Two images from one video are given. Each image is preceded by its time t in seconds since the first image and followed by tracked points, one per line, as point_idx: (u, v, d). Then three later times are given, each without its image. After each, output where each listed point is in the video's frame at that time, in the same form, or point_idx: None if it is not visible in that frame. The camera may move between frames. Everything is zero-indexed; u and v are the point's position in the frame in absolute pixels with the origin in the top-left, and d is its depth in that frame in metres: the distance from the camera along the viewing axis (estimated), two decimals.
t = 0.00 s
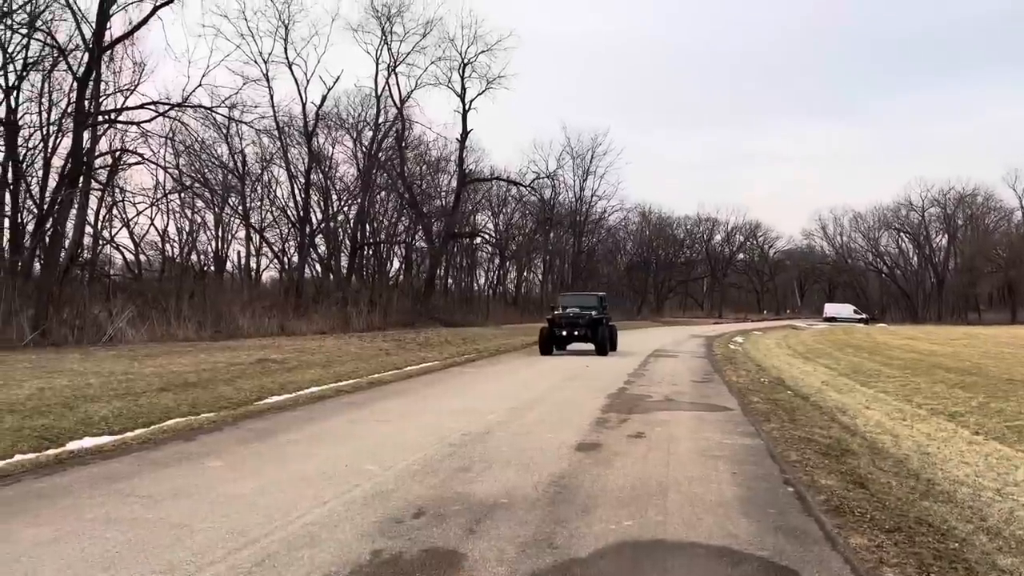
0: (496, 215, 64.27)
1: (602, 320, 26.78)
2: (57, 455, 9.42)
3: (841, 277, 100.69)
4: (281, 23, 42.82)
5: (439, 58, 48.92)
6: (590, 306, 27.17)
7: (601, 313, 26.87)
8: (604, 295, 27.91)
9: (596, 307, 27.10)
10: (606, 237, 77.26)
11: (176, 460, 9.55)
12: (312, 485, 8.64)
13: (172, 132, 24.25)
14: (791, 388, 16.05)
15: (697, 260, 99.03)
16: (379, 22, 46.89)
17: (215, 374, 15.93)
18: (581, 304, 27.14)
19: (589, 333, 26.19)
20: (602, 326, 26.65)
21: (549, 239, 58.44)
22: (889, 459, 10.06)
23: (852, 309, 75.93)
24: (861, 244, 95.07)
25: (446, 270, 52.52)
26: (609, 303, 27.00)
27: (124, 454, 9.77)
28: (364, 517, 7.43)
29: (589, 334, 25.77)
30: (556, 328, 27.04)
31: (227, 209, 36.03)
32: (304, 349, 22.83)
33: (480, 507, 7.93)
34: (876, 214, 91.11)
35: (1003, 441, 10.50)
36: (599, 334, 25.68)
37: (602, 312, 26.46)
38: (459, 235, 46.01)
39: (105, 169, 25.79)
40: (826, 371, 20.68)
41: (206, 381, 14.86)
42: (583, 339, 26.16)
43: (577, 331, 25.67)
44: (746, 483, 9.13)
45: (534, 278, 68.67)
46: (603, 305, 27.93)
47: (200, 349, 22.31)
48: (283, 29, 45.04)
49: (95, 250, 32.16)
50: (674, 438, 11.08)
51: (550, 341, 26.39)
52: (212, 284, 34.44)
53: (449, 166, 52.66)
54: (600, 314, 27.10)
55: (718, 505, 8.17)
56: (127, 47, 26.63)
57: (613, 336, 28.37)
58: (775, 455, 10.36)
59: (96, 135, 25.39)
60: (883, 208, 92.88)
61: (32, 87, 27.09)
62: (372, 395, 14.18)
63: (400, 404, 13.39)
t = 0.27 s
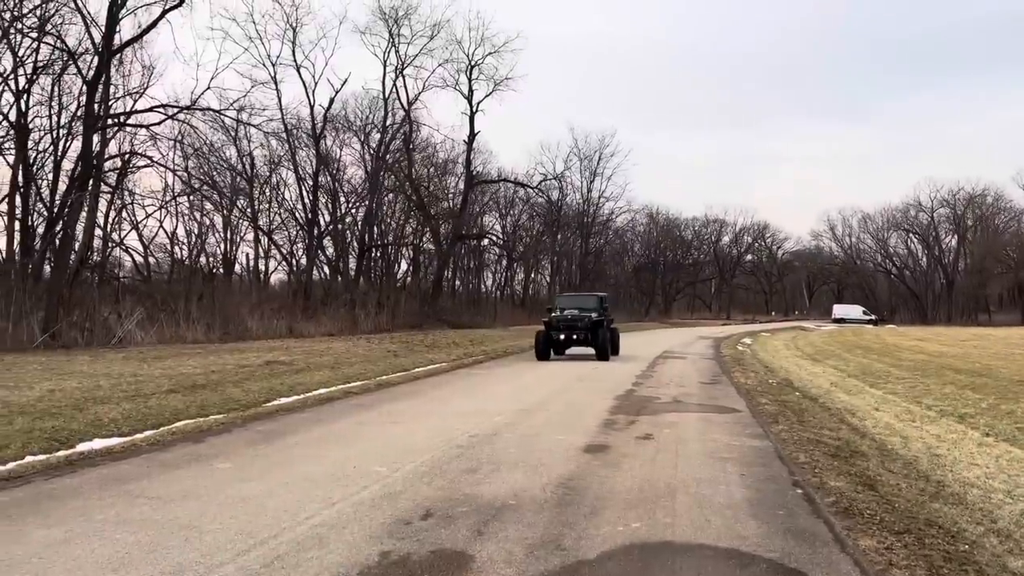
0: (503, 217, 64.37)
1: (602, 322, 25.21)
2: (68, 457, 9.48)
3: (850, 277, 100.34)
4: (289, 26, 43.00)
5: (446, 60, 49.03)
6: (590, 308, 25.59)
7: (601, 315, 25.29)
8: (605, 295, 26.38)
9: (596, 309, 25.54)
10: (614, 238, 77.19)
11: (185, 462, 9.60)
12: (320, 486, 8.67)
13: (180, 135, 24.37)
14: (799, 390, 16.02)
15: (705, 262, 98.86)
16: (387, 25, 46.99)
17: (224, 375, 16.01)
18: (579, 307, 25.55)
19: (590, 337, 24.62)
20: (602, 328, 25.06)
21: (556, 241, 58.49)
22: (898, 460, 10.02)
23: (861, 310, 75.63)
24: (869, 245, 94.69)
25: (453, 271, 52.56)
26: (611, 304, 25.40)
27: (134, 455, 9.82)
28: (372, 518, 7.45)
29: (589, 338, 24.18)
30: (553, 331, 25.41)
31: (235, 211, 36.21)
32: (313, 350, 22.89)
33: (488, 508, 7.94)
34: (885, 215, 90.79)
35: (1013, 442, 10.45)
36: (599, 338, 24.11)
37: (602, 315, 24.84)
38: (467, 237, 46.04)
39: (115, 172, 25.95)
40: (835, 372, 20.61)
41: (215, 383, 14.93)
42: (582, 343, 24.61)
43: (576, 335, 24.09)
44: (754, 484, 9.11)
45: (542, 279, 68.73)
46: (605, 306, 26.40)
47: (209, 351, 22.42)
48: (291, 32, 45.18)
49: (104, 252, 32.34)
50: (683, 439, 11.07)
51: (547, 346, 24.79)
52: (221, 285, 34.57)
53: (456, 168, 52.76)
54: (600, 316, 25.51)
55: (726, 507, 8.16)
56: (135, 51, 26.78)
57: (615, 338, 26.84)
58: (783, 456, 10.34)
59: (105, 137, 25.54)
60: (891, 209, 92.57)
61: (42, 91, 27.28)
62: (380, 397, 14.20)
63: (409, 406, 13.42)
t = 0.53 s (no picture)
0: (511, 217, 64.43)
1: (602, 323, 23.68)
2: (77, 457, 9.53)
3: (859, 277, 100.01)
4: (297, 27, 43.11)
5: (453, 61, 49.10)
6: (589, 308, 24.08)
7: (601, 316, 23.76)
8: (605, 295, 24.89)
9: (595, 309, 24.02)
10: (622, 238, 77.14)
11: (194, 462, 9.63)
12: (328, 487, 8.69)
13: (189, 136, 24.47)
14: (807, 390, 15.96)
15: (713, 261, 98.72)
16: (394, 25, 47.02)
17: (232, 375, 16.07)
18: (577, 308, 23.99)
19: (589, 339, 23.08)
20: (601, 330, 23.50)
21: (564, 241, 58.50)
22: (908, 461, 9.97)
23: (869, 310, 75.36)
24: (878, 244, 94.37)
25: (461, 272, 52.65)
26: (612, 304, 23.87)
27: (143, 455, 9.86)
28: (380, 518, 7.46)
29: (587, 340, 22.65)
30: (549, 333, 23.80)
31: (244, 212, 36.36)
32: (321, 350, 22.96)
33: (495, 508, 7.94)
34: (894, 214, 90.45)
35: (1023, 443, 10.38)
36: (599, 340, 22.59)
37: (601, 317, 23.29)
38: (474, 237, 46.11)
39: (124, 173, 26.05)
40: (843, 372, 20.54)
41: (223, 383, 14.98)
42: (580, 347, 23.06)
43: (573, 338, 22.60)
44: (762, 484, 9.09)
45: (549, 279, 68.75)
46: (605, 306, 24.88)
47: (218, 351, 22.53)
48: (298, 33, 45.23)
49: (113, 253, 32.49)
50: (691, 440, 11.05)
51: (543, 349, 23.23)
52: (229, 286, 34.67)
53: (463, 168, 52.80)
54: (600, 317, 23.92)
55: (734, 507, 8.14)
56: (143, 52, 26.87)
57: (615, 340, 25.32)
58: (792, 456, 10.31)
59: (114, 139, 25.64)
60: (900, 208, 92.26)
61: (52, 92, 27.41)
62: (388, 397, 14.21)
63: (416, 406, 13.43)
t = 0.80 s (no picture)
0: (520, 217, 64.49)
1: (603, 324, 22.09)
2: (90, 456, 9.58)
3: (870, 277, 99.58)
4: (307, 28, 43.23)
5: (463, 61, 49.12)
6: (589, 308, 22.48)
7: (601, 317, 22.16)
8: (607, 294, 23.32)
9: (594, 310, 22.41)
10: (632, 237, 77.01)
11: (205, 461, 9.67)
12: (338, 486, 8.70)
13: (200, 136, 24.57)
14: (819, 390, 15.89)
15: (723, 261, 98.51)
16: (404, 26, 47.07)
17: (243, 375, 16.12)
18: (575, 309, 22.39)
19: (589, 342, 21.47)
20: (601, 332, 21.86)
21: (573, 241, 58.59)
22: (919, 461, 9.93)
23: (881, 310, 75.00)
24: (890, 243, 93.92)
25: (471, 272, 52.71)
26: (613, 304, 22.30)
27: (155, 454, 9.90)
28: (390, 518, 7.46)
29: (586, 343, 21.03)
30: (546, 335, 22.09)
31: (254, 212, 36.51)
32: (331, 350, 23.01)
33: (505, 508, 7.94)
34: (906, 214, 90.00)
35: None
36: (599, 341, 20.99)
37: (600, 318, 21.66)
38: (483, 238, 46.19)
39: (135, 174, 26.18)
40: (855, 372, 20.44)
41: (233, 383, 15.03)
42: (579, 350, 21.43)
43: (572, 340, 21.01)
44: (773, 485, 9.05)
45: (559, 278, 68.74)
46: (606, 306, 23.31)
47: (229, 350, 22.61)
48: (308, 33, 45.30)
49: (125, 254, 32.71)
50: (700, 440, 11.04)
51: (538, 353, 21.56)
52: (240, 286, 34.79)
53: (473, 169, 52.84)
54: (600, 318, 22.31)
55: (745, 507, 8.11)
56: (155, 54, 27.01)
57: (617, 342, 23.74)
58: (803, 457, 10.27)
59: (126, 139, 25.78)
60: (912, 207, 91.74)
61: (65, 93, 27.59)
62: (398, 397, 14.23)
63: (426, 406, 13.44)
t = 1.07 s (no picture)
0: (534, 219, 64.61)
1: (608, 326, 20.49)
2: (108, 455, 9.67)
3: (887, 277, 98.86)
4: (322, 30, 43.40)
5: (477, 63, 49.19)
6: (592, 310, 20.87)
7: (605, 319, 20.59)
8: (612, 293, 21.74)
9: (597, 311, 20.80)
10: (646, 238, 76.86)
11: (221, 461, 9.73)
12: (353, 486, 8.74)
13: (216, 139, 24.75)
14: (835, 392, 15.79)
15: (739, 261, 98.13)
16: (418, 27, 47.22)
17: (258, 375, 16.21)
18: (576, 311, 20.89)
19: (592, 346, 19.89)
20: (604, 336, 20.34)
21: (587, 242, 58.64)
22: (937, 463, 9.85)
23: (898, 311, 74.45)
24: (908, 244, 93.18)
25: (485, 273, 52.83)
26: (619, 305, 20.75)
27: (172, 454, 9.98)
28: (405, 518, 7.48)
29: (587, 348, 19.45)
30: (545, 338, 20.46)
31: (270, 214, 36.75)
32: (346, 350, 23.11)
33: (519, 508, 7.94)
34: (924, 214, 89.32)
35: None
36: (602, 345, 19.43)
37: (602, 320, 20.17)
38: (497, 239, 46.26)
39: (152, 176, 26.39)
40: (872, 373, 20.29)
41: (249, 383, 15.12)
42: (580, 354, 19.80)
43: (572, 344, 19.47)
44: (789, 486, 9.00)
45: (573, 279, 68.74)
46: (611, 306, 21.74)
47: (245, 351, 22.76)
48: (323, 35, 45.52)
49: (143, 255, 33.01)
50: (715, 441, 11.01)
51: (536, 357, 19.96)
52: (256, 287, 34.97)
53: (487, 170, 52.93)
54: (605, 320, 20.67)
55: (760, 509, 8.06)
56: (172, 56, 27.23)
57: (623, 345, 22.23)
58: (819, 459, 10.21)
59: (143, 142, 25.99)
60: (930, 207, 91.02)
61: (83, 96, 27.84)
62: (412, 397, 14.26)
63: (440, 406, 13.46)
